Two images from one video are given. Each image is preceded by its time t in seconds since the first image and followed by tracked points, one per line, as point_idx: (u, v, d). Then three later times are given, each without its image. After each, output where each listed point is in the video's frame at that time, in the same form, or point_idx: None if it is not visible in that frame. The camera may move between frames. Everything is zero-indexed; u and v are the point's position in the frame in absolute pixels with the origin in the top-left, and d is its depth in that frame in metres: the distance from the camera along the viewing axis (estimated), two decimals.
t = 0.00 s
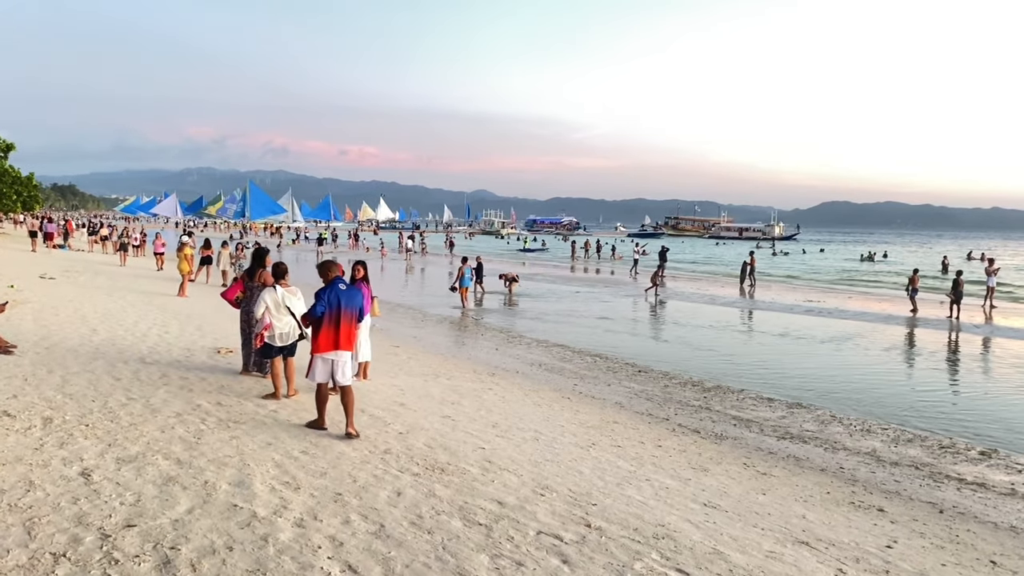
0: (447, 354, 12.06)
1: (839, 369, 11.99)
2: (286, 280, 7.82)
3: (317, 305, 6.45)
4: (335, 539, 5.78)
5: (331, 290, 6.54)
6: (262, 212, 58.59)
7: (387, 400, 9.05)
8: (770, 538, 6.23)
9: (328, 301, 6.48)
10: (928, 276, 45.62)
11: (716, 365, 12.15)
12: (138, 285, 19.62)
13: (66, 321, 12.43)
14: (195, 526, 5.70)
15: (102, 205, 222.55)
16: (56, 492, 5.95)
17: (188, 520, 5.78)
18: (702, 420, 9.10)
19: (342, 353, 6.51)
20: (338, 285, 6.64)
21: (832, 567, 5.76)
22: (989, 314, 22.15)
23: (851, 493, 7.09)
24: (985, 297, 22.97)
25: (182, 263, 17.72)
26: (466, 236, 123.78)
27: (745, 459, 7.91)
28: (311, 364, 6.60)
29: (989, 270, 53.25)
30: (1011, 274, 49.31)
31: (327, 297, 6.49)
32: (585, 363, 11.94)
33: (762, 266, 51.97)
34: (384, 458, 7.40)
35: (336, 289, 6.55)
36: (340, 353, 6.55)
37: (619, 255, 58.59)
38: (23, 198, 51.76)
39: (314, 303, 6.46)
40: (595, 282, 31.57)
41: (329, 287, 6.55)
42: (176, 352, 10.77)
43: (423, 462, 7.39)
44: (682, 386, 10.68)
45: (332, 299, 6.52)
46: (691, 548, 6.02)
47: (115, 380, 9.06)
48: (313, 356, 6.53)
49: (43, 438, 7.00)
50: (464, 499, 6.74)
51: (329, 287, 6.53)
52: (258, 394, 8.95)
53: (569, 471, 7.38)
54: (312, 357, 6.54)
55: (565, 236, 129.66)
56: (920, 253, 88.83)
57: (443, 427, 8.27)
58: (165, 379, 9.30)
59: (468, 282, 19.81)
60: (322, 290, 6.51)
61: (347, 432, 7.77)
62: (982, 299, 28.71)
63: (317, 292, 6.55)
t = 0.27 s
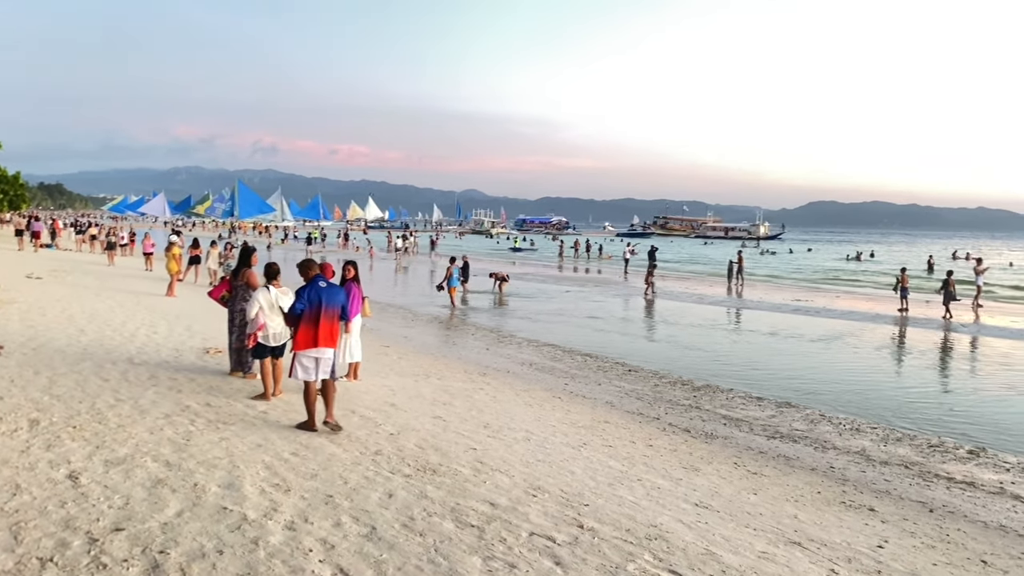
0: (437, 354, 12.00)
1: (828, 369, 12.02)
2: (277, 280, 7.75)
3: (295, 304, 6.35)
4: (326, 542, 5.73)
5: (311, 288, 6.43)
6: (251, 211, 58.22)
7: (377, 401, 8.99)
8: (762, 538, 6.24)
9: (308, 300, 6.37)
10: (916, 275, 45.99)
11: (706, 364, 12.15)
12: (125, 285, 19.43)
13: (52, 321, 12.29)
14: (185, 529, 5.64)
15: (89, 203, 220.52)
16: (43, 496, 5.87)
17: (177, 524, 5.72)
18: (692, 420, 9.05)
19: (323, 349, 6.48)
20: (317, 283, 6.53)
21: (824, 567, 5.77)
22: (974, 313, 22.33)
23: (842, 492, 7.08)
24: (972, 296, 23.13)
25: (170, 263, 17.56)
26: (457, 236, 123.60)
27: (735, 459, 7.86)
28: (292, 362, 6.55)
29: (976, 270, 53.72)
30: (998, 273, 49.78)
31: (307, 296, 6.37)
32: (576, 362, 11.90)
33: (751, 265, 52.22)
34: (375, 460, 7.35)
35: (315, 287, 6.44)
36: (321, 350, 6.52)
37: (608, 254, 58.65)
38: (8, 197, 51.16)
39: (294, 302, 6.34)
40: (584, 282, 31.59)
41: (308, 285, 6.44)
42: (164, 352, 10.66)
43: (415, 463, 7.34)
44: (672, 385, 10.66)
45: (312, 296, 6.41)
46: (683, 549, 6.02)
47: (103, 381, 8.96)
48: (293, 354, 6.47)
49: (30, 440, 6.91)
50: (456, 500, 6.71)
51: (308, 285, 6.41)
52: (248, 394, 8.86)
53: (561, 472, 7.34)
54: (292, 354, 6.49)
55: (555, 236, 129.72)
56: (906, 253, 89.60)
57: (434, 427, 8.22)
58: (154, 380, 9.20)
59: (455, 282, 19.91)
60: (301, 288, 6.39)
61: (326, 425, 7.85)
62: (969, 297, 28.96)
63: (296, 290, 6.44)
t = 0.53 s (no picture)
0: (422, 353, 11.93)
1: (812, 367, 12.00)
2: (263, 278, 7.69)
3: (277, 302, 6.33)
4: (311, 544, 5.66)
5: (292, 287, 6.42)
6: (234, 211, 57.66)
7: (361, 400, 8.91)
8: (749, 537, 6.23)
9: (289, 299, 6.35)
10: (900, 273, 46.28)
11: (690, 363, 12.14)
12: (106, 285, 19.19)
13: (31, 321, 12.10)
14: (167, 532, 5.56)
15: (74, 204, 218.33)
16: (22, 499, 5.77)
17: (160, 526, 5.64)
18: (676, 418, 9.00)
19: (305, 348, 6.45)
20: (299, 282, 6.51)
21: (810, 566, 5.77)
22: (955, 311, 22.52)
23: (826, 490, 7.06)
24: (954, 295, 23.26)
25: (151, 261, 17.37)
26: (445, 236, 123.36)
27: (720, 457, 7.80)
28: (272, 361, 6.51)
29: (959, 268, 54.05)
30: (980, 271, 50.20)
31: (289, 295, 6.35)
32: (561, 362, 11.84)
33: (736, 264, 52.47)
34: (360, 460, 7.29)
35: (297, 286, 6.42)
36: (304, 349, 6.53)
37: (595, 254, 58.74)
38: None
39: (276, 301, 6.32)
40: (571, 280, 31.59)
41: (290, 284, 6.42)
42: (146, 352, 10.54)
43: (400, 464, 7.28)
44: (657, 383, 10.63)
45: (294, 295, 6.38)
46: (670, 548, 6.00)
47: (83, 382, 8.83)
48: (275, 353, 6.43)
49: (8, 442, 6.79)
50: (442, 501, 6.65)
51: (290, 285, 6.39)
52: (231, 394, 8.76)
53: (547, 472, 7.30)
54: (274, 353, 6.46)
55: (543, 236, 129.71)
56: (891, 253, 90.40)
57: (419, 427, 8.15)
58: (135, 380, 9.08)
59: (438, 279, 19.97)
60: (282, 287, 6.37)
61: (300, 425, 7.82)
62: (952, 296, 29.18)
63: (277, 289, 6.42)
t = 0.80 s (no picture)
0: (403, 352, 11.87)
1: (791, 365, 12.06)
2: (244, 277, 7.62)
3: (260, 300, 6.27)
4: (291, 545, 5.61)
5: (276, 285, 6.35)
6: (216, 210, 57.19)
7: (342, 400, 8.85)
8: (730, 535, 6.24)
9: (273, 298, 6.29)
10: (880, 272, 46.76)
11: (670, 360, 12.17)
12: (83, 284, 18.92)
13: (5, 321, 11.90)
14: (146, 534, 5.48)
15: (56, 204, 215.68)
16: None
17: (138, 528, 5.56)
18: (657, 416, 9.00)
19: (286, 347, 6.42)
20: (283, 280, 6.45)
21: (791, 563, 5.79)
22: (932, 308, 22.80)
23: (806, 487, 7.08)
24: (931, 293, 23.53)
25: (128, 260, 17.19)
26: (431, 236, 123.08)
27: (701, 455, 7.81)
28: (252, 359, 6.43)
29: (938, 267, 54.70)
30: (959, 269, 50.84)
31: (273, 293, 6.29)
32: (542, 360, 11.83)
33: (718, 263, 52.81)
34: (341, 460, 7.24)
35: (281, 285, 6.36)
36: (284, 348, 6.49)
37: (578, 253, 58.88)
38: None
39: (260, 298, 6.25)
40: (553, 279, 31.64)
41: (274, 282, 6.35)
42: (123, 352, 10.41)
43: (382, 463, 7.24)
44: (637, 381, 10.63)
45: (277, 294, 6.32)
46: (652, 546, 6.00)
47: (59, 382, 8.70)
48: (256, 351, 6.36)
49: None
50: (424, 500, 6.62)
51: (274, 283, 6.33)
52: (210, 394, 8.67)
53: (529, 470, 7.28)
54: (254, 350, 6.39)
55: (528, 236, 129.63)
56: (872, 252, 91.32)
57: (400, 427, 8.10)
58: (112, 381, 8.96)
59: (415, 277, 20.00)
60: (266, 284, 6.30)
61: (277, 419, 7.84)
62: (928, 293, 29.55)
63: (260, 287, 6.35)
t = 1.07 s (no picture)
0: (374, 351, 11.81)
1: (759, 361, 12.18)
2: (208, 275, 7.50)
3: (230, 295, 6.28)
4: (261, 546, 5.56)
5: (245, 281, 6.38)
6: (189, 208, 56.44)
7: (312, 399, 8.78)
8: (700, 530, 6.30)
9: (242, 293, 6.31)
10: (851, 269, 47.48)
11: (639, 357, 12.24)
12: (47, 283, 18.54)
13: None
14: (113, 536, 5.40)
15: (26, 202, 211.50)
16: None
17: (104, 531, 5.48)
18: (628, 412, 9.03)
19: (254, 343, 6.45)
20: (250, 277, 6.49)
21: (759, 558, 5.87)
22: (896, 305, 23.24)
23: (774, 482, 7.16)
24: (897, 290, 23.98)
25: (94, 259, 16.96)
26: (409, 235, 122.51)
27: (671, 451, 7.85)
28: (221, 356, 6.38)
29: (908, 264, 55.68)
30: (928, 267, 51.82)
31: (241, 288, 6.31)
32: (513, 358, 11.83)
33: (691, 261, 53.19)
34: (311, 460, 7.19)
35: (248, 280, 6.40)
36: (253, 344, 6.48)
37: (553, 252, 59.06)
38: None
39: (229, 293, 6.27)
40: (527, 277, 31.70)
41: (241, 277, 6.38)
42: (88, 352, 10.23)
43: (353, 463, 7.20)
44: (607, 378, 10.67)
45: (246, 289, 6.36)
46: (623, 543, 6.03)
47: (22, 383, 8.53)
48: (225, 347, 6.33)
49: None
50: (395, 499, 6.59)
51: (242, 278, 6.36)
52: (178, 394, 8.56)
53: (501, 468, 7.28)
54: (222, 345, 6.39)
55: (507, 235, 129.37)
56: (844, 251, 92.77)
57: (371, 426, 8.06)
58: (78, 381, 8.81)
59: (381, 275, 20.13)
60: (235, 280, 6.32)
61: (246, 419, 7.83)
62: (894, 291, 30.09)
63: (229, 282, 6.36)
